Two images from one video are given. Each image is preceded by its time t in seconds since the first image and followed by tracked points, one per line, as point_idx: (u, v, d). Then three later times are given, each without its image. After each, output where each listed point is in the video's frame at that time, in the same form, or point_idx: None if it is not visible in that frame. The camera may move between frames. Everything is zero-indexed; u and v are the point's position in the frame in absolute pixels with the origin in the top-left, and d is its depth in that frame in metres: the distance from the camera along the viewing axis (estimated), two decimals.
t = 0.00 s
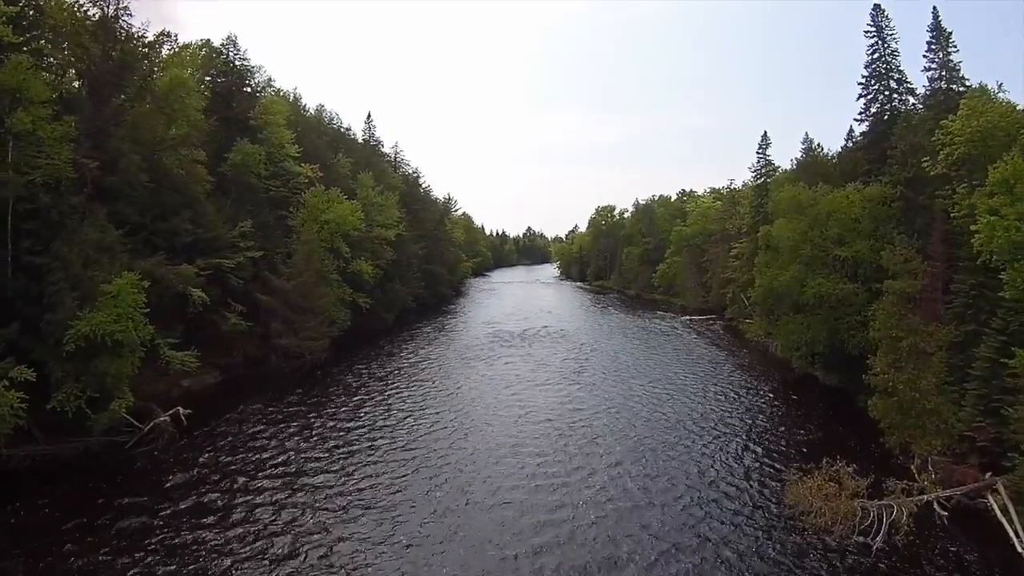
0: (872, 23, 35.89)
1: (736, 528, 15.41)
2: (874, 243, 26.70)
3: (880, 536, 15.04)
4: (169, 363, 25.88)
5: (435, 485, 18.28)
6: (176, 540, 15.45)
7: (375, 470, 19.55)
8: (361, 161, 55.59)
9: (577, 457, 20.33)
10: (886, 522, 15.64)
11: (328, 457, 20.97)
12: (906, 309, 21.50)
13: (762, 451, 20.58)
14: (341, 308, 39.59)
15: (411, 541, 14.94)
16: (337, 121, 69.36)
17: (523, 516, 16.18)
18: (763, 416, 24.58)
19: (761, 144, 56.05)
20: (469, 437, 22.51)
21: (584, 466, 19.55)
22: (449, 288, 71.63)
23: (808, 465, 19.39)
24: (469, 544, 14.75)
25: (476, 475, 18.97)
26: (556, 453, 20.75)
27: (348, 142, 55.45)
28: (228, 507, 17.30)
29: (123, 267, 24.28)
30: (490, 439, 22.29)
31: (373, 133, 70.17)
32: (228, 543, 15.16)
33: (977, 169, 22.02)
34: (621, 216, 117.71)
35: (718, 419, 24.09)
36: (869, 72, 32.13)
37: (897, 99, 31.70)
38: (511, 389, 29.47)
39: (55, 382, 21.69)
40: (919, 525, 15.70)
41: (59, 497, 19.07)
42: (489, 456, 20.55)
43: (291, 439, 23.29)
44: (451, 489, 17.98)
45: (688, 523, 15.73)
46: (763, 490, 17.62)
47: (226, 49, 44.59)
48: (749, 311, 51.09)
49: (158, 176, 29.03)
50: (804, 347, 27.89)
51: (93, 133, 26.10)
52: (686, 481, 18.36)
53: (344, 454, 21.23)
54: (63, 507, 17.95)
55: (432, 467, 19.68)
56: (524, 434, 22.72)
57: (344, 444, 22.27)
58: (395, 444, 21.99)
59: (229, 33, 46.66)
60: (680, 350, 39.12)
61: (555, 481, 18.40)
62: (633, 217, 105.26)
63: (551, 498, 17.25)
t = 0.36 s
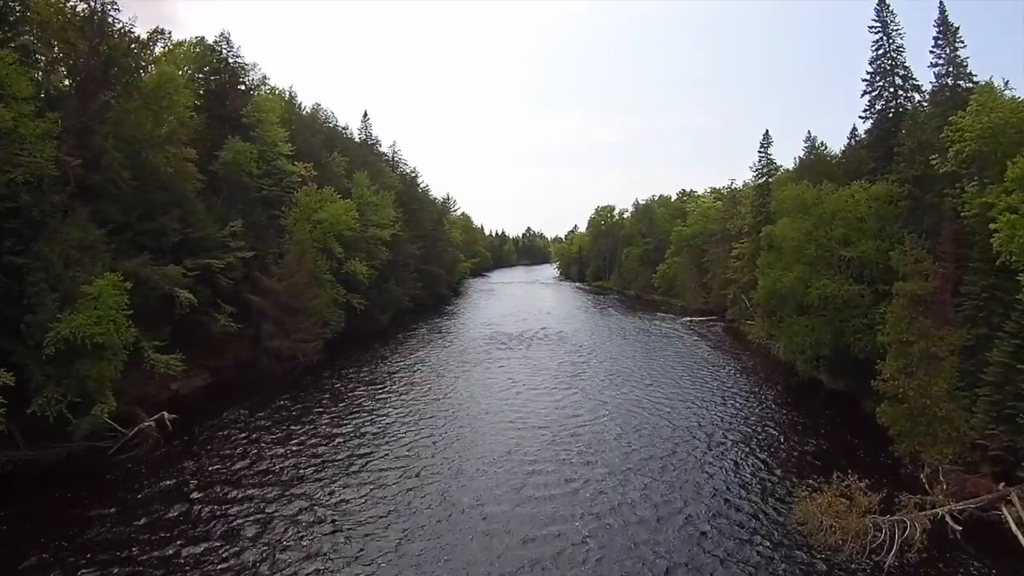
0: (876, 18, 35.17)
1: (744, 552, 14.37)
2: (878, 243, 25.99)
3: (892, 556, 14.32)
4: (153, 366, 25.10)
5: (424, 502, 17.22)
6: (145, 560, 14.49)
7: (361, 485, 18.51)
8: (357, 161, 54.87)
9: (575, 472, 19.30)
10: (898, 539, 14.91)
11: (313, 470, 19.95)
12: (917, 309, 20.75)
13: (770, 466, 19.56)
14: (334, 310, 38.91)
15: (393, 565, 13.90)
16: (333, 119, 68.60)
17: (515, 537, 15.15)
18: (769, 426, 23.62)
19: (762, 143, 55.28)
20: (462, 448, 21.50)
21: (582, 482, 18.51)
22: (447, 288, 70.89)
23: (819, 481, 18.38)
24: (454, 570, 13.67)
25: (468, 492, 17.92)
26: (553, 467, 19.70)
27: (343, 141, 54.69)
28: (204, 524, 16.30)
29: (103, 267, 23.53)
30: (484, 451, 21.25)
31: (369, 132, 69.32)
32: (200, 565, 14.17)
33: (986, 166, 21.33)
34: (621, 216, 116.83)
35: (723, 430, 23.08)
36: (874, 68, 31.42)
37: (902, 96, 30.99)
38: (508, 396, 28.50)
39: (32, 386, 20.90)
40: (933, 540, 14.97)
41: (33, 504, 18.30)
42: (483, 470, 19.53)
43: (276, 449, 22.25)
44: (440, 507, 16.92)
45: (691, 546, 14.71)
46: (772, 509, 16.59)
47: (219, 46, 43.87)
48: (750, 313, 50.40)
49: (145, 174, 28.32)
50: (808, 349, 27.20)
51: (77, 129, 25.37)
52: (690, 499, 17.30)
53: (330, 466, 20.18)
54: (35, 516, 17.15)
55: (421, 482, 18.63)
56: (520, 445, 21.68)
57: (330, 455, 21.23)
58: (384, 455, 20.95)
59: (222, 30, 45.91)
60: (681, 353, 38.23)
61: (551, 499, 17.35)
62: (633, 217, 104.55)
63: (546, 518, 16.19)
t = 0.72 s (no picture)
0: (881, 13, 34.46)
1: None
2: (884, 243, 25.33)
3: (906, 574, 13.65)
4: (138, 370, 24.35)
5: (411, 520, 16.31)
6: None
7: (347, 499, 17.68)
8: (353, 159, 54.18)
9: (572, 486, 18.41)
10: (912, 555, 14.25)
11: (298, 482, 19.06)
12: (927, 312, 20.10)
13: (779, 481, 18.63)
14: (327, 310, 38.32)
15: None
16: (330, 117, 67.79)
17: (504, 558, 14.33)
18: (776, 435, 22.75)
19: (764, 141, 54.53)
20: (455, 458, 20.79)
21: (579, 498, 17.59)
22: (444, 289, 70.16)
23: (831, 499, 17.43)
24: None
25: (458, 505, 17.19)
26: (550, 481, 18.81)
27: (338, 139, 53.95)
28: (178, 541, 15.40)
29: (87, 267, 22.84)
30: (479, 462, 20.37)
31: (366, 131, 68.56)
32: None
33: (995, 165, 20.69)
34: (621, 216, 116.01)
35: (729, 440, 22.20)
36: (880, 64, 30.76)
37: (909, 92, 30.30)
38: (506, 402, 27.69)
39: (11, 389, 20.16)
40: (949, 557, 14.28)
41: (8, 512, 17.58)
42: (475, 482, 18.81)
43: (262, 458, 21.42)
44: (428, 525, 16.01)
45: (691, 569, 13.85)
46: (779, 531, 15.65)
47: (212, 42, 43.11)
48: (751, 313, 49.75)
49: (132, 171, 27.58)
50: (814, 352, 26.66)
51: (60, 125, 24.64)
52: (693, 518, 16.37)
53: (317, 478, 19.30)
54: (9, 525, 16.43)
55: (410, 496, 17.81)
56: (517, 457, 20.80)
57: (317, 466, 20.38)
58: (373, 465, 20.21)
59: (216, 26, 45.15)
60: (682, 356, 37.48)
61: (546, 517, 16.42)
62: (633, 217, 103.87)
63: (540, 538, 15.27)
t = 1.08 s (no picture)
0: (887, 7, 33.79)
1: None
2: (892, 242, 24.60)
3: None
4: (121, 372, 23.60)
5: (398, 534, 15.68)
6: None
7: (332, 511, 17.06)
8: (349, 158, 53.46)
9: (572, 501, 17.56)
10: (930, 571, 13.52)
11: (283, 493, 18.34)
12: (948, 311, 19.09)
13: (781, 494, 17.99)
14: (321, 310, 37.71)
15: None
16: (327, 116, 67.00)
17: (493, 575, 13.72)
18: (779, 444, 22.09)
19: (767, 139, 53.77)
20: (447, 467, 20.16)
21: (579, 514, 16.76)
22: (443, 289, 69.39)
23: (844, 516, 16.61)
24: None
25: (448, 518, 16.57)
26: (548, 495, 17.96)
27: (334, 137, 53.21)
28: (153, 559, 14.54)
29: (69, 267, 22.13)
30: (474, 475, 19.55)
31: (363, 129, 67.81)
32: None
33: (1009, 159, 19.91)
34: (621, 215, 115.37)
35: (735, 451, 21.38)
36: (886, 59, 30.10)
37: (916, 87, 29.60)
38: (504, 408, 26.92)
39: None
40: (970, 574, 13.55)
41: None
42: (466, 493, 18.19)
43: (248, 465, 20.79)
44: (415, 539, 15.40)
45: None
46: (790, 552, 14.81)
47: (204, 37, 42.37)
48: (754, 314, 49.03)
49: (119, 168, 26.85)
50: (820, 354, 25.87)
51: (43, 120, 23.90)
52: (699, 537, 15.52)
53: (305, 491, 18.48)
54: None
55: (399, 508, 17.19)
56: (513, 468, 19.97)
57: (304, 475, 19.77)
58: (361, 475, 19.59)
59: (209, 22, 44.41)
60: (684, 359, 36.75)
61: (544, 536, 15.59)
62: (633, 216, 103.18)
63: (537, 559, 14.45)
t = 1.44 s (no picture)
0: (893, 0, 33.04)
1: None
2: (902, 241, 23.81)
3: None
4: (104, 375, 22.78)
5: (385, 551, 15.03)
6: None
7: (317, 527, 16.41)
8: (345, 155, 52.66)
9: (568, 516, 16.88)
10: None
11: (268, 506, 17.69)
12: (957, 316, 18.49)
13: (785, 509, 17.29)
14: (313, 310, 36.98)
15: None
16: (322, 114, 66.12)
17: None
18: (783, 453, 21.40)
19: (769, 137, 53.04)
20: (438, 479, 19.50)
21: (578, 533, 15.98)
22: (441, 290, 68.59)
23: (855, 534, 15.86)
24: None
25: (438, 534, 15.92)
26: (546, 512, 17.20)
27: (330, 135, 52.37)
28: None
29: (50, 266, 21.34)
30: (468, 489, 18.79)
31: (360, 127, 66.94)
32: None
33: None
34: (621, 214, 114.54)
35: (737, 462, 20.65)
36: (894, 52, 29.33)
37: (925, 82, 28.83)
38: (499, 414, 26.24)
39: None
40: None
41: None
42: (457, 506, 17.53)
43: (233, 475, 20.12)
44: (402, 557, 14.75)
45: None
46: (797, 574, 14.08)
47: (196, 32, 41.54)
48: (756, 314, 48.28)
49: (105, 164, 26.05)
50: (827, 357, 25.09)
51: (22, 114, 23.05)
52: (700, 556, 14.84)
53: (289, 505, 17.74)
54: None
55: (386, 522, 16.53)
56: (509, 481, 19.22)
57: (290, 486, 19.11)
58: (349, 486, 18.94)
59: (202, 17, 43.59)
60: (686, 362, 36.06)
61: (542, 557, 14.81)
62: (633, 215, 102.46)
63: None
